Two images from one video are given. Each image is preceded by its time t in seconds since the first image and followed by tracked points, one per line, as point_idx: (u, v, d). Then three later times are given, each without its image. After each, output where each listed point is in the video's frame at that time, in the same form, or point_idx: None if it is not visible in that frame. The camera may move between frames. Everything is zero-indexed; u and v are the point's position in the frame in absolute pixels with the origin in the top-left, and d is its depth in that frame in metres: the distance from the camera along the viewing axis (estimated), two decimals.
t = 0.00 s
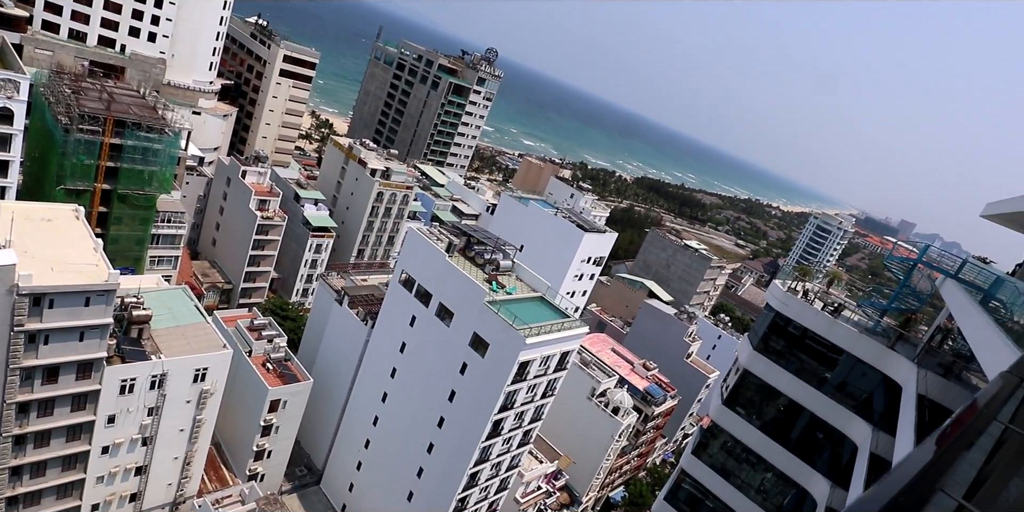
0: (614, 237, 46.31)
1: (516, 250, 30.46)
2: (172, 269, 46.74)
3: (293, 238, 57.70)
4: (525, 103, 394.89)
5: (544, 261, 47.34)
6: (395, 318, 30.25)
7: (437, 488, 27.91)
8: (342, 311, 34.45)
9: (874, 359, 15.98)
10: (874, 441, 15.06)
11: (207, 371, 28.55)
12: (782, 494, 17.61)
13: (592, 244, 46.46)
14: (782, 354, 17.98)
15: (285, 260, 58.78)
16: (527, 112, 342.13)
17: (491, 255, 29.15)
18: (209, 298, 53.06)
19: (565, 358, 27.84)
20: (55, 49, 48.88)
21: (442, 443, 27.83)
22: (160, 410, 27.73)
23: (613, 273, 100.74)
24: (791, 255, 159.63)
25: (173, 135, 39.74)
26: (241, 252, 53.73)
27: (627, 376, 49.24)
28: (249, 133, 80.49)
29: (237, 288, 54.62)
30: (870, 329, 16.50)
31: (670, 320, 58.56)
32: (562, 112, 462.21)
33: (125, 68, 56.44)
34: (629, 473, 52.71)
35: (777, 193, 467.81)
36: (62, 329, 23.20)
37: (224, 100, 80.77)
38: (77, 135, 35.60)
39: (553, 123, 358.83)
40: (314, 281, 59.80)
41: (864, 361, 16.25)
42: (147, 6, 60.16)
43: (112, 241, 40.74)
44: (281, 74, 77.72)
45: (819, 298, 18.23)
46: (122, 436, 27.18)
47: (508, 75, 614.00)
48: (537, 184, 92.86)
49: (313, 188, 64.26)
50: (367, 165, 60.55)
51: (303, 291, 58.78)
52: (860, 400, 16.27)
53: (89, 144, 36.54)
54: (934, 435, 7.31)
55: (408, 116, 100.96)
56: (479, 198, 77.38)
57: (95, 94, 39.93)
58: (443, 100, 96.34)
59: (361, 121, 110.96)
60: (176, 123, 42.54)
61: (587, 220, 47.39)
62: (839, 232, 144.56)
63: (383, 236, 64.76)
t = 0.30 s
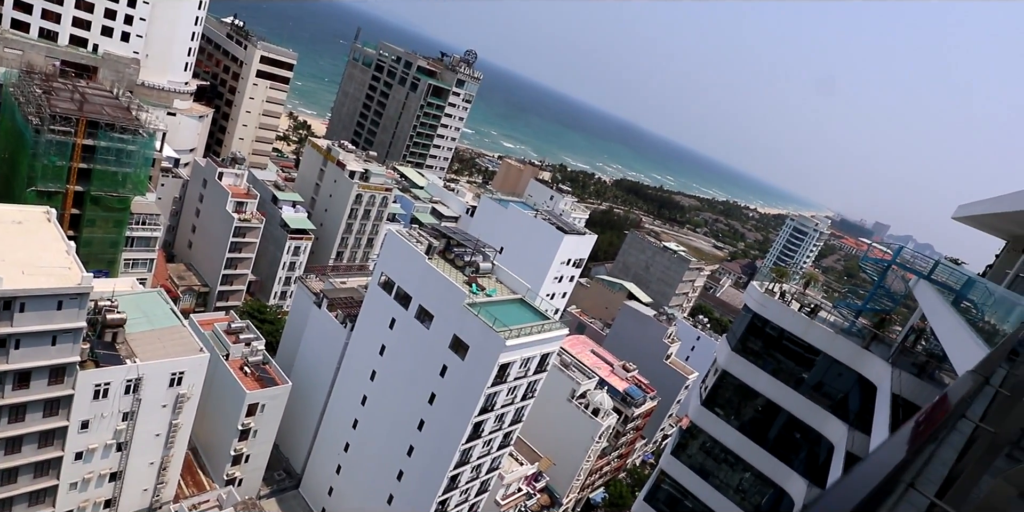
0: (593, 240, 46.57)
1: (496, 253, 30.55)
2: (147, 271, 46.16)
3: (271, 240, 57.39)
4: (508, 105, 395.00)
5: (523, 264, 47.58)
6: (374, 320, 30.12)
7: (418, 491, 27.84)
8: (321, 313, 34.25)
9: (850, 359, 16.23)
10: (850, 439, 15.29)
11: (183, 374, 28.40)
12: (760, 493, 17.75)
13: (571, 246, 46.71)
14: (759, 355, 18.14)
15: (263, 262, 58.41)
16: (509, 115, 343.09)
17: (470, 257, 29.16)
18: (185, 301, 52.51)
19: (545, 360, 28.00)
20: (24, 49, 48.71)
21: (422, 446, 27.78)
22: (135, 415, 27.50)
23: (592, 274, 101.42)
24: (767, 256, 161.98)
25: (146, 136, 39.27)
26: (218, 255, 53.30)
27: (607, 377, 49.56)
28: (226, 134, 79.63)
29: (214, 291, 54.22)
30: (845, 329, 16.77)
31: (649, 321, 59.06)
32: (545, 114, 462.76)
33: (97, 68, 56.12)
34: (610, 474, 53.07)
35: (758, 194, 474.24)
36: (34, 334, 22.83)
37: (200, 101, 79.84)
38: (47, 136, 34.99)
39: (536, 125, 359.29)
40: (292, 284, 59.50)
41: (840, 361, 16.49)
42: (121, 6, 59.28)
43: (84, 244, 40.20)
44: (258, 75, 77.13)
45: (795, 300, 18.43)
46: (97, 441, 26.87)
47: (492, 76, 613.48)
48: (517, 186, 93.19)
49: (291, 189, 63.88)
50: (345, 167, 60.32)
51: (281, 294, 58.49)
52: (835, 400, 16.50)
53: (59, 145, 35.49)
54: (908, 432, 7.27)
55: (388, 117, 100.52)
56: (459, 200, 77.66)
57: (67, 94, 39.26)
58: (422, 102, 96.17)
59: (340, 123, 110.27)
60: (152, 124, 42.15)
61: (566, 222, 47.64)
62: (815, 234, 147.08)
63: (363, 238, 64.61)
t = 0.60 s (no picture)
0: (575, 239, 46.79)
1: (478, 252, 30.48)
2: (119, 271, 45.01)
3: (248, 240, 56.37)
4: (489, 105, 394.00)
5: (506, 264, 47.57)
6: (354, 321, 29.81)
7: (399, 492, 27.68)
8: (300, 314, 33.81)
9: (825, 356, 16.58)
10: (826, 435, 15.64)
11: (157, 376, 27.77)
12: (738, 490, 18.09)
13: (553, 246, 46.88)
14: (738, 353, 18.36)
15: (240, 262, 57.35)
16: (490, 115, 342.60)
17: (452, 257, 29.03)
18: (159, 302, 51.31)
19: (526, 359, 28.01)
20: None
21: (403, 447, 27.60)
22: (107, 419, 26.82)
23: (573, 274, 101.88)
24: (745, 257, 164.37)
25: (119, 132, 38.27)
26: (194, 254, 52.16)
27: (588, 376, 49.80)
28: (201, 131, 78.06)
29: (190, 291, 53.08)
30: (820, 327, 17.17)
31: (630, 320, 59.51)
32: (527, 114, 462.27)
33: (67, 62, 54.60)
34: (590, 473, 53.35)
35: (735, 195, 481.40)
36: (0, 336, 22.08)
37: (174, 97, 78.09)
38: (17, 131, 34.01)
39: (517, 126, 359.07)
40: (270, 284, 58.55)
41: (816, 358, 16.84)
42: None
43: (54, 243, 39.10)
44: (235, 71, 75.80)
45: (772, 299, 18.70)
46: (66, 446, 26.11)
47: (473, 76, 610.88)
48: (498, 186, 93.15)
49: (269, 188, 62.87)
50: (325, 165, 59.55)
51: (258, 295, 57.47)
52: (811, 396, 16.88)
53: (29, 141, 34.82)
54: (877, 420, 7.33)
55: (368, 116, 99.64)
56: (440, 199, 77.18)
57: (35, 88, 38.07)
58: (403, 101, 95.52)
59: (319, 121, 108.93)
60: (124, 120, 41.23)
61: (548, 222, 47.79)
62: (792, 235, 149.75)
63: (342, 237, 63.94)
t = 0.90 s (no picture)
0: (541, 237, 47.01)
1: (444, 252, 30.42)
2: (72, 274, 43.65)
3: (209, 241, 55.21)
4: (458, 104, 392.84)
5: (472, 262, 47.50)
6: (320, 322, 29.36)
7: (367, 495, 27.41)
8: (264, 316, 33.23)
9: (787, 350, 17.07)
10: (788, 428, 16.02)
11: (113, 382, 27.12)
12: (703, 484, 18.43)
13: (520, 245, 47.03)
14: (703, 349, 18.53)
15: (201, 263, 56.12)
16: (458, 114, 342.04)
17: (419, 257, 28.87)
18: (116, 305, 49.86)
19: (495, 358, 28.03)
20: None
21: (371, 449, 27.33)
22: (61, 427, 25.99)
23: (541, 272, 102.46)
24: (709, 254, 167.95)
25: (71, 131, 37.78)
26: (152, 256, 50.94)
27: (557, 374, 50.09)
28: (159, 129, 75.98)
29: (148, 294, 51.76)
30: (782, 322, 17.62)
31: (598, 318, 60.08)
32: (497, 114, 462.26)
33: (15, 56, 52.65)
34: (560, 470, 53.67)
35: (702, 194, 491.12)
36: None
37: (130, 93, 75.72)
38: None
39: (486, 126, 358.81)
40: (233, 286, 57.51)
41: (778, 352, 17.29)
42: None
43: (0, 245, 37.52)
44: (195, 67, 74.13)
45: (736, 295, 19.02)
46: (17, 457, 24.94)
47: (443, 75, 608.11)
48: (465, 185, 93.17)
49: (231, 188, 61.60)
50: (289, 164, 58.66)
51: (220, 297, 56.30)
52: (774, 390, 17.37)
53: None
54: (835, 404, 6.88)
55: (334, 114, 98.47)
56: (408, 199, 76.63)
57: None
58: (369, 99, 94.79)
59: (282, 119, 107.09)
60: (77, 118, 40.31)
61: (514, 220, 47.94)
62: (754, 231, 153.74)
63: (308, 237, 63.11)
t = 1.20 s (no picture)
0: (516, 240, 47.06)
1: (418, 256, 30.21)
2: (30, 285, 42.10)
3: (175, 249, 53.85)
4: (431, 109, 391.85)
5: (448, 265, 47.21)
6: (292, 330, 28.85)
7: (342, 505, 26.93)
8: (234, 324, 32.53)
9: (759, 347, 17.37)
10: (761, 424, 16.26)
11: (75, 397, 26.19)
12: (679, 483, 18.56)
13: (495, 247, 47.02)
14: (677, 348, 18.63)
15: (167, 272, 54.65)
16: (431, 119, 341.53)
17: (392, 262, 28.60)
18: (77, 316, 48.23)
19: (471, 362, 27.88)
20: None
21: (345, 459, 26.90)
22: (18, 445, 24.98)
23: (516, 275, 102.58)
24: (681, 254, 170.27)
25: (29, 135, 36.61)
26: (115, 265, 49.50)
27: (533, 377, 50.10)
28: (122, 134, 74.10)
29: (111, 304, 50.30)
30: (754, 320, 17.99)
31: (573, 320, 60.35)
32: (470, 120, 462.45)
33: None
34: (538, 474, 53.63)
35: (673, 198, 499.17)
36: None
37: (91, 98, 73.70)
38: None
39: (459, 131, 358.64)
40: (201, 294, 56.24)
41: (750, 350, 17.58)
42: None
43: None
44: (160, 71, 72.66)
45: (709, 293, 19.23)
46: None
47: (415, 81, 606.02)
48: (439, 189, 92.93)
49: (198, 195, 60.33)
50: (258, 170, 57.74)
51: (188, 306, 54.87)
52: (747, 387, 17.64)
53: None
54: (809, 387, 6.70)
55: (304, 118, 97.32)
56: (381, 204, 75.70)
57: None
58: (340, 103, 94.05)
59: (250, 124, 105.28)
60: (34, 123, 39.17)
61: (489, 224, 47.91)
62: (725, 231, 156.67)
63: (278, 244, 62.16)
